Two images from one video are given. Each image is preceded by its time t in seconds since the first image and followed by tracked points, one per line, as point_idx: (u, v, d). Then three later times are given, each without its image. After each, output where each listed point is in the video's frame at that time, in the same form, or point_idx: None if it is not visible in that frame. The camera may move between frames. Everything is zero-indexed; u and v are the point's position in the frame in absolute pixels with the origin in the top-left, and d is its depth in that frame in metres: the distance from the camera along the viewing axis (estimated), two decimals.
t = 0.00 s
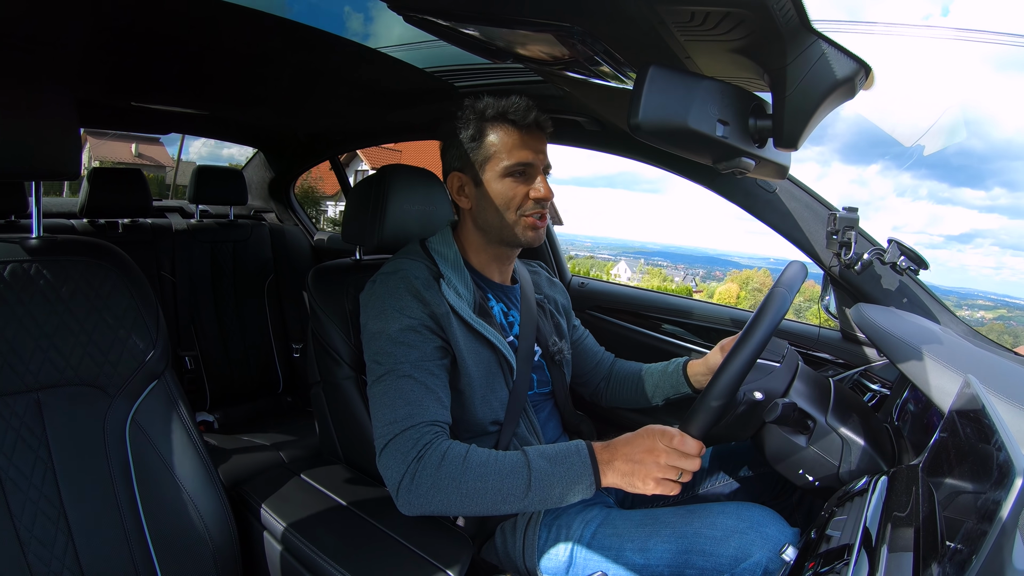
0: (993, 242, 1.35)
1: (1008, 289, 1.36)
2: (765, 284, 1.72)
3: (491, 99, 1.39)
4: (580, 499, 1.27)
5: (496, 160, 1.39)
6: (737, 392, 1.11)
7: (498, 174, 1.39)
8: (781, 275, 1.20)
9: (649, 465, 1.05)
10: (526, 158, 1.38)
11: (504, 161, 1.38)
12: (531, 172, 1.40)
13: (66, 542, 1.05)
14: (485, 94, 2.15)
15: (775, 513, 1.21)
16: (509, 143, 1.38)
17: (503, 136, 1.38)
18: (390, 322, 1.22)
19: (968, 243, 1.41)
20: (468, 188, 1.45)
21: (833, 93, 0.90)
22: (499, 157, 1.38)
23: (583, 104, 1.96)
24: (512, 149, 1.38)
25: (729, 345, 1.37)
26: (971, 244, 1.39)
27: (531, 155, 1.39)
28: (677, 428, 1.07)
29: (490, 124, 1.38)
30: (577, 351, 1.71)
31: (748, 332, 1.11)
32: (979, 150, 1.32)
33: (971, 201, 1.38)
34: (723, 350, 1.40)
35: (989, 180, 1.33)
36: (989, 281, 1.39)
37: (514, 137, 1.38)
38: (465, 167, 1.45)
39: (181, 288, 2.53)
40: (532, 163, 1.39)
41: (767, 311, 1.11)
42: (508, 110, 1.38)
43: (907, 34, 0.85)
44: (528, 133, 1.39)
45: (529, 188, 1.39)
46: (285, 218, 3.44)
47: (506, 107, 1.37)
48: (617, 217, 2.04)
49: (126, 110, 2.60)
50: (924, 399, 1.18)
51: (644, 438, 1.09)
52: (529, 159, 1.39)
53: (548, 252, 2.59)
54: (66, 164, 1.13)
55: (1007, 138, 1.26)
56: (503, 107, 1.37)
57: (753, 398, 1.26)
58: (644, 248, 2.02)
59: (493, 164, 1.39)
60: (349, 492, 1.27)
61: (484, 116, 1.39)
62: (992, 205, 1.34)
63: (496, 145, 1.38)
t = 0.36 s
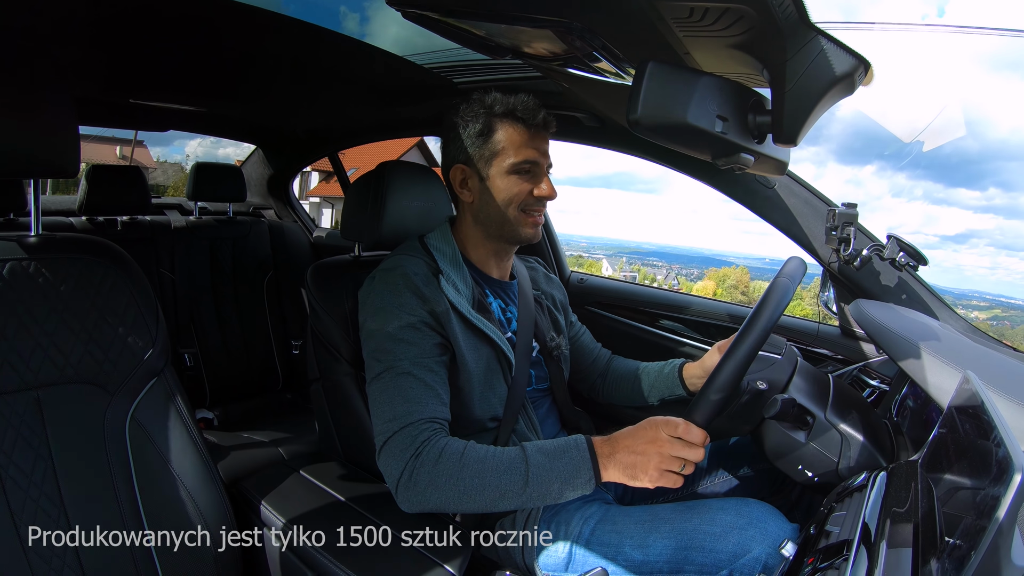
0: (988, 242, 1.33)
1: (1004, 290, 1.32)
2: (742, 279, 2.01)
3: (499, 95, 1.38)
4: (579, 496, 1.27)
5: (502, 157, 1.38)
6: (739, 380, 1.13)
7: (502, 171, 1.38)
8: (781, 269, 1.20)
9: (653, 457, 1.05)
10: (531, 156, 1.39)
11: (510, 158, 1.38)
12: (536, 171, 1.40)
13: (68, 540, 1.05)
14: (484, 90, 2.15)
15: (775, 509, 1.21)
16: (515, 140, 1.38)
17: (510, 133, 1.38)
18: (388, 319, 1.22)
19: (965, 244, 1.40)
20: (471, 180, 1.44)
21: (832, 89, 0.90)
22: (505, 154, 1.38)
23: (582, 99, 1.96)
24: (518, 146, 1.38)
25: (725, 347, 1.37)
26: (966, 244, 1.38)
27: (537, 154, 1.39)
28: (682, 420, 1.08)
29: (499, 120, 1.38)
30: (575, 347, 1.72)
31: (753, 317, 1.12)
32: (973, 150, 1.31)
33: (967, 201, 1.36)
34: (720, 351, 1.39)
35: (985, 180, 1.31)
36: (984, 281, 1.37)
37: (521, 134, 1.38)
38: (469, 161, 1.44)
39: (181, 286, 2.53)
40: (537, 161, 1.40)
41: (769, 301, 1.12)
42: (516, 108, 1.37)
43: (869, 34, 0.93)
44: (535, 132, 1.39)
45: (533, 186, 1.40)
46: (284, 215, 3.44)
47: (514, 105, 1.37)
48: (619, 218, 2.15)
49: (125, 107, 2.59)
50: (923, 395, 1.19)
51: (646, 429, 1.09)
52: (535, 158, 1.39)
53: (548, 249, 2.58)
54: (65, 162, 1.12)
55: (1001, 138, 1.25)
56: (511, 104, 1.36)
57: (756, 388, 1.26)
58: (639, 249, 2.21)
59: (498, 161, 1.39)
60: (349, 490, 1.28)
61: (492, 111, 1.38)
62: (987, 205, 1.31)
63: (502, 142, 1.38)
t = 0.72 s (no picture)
0: (984, 243, 1.34)
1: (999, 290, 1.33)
2: (719, 276, 2.09)
3: (491, 101, 1.39)
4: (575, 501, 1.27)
5: (494, 163, 1.38)
6: (736, 387, 1.12)
7: (495, 176, 1.38)
8: (778, 275, 1.20)
9: (652, 468, 1.05)
10: (523, 161, 1.38)
11: (502, 163, 1.38)
12: (529, 176, 1.39)
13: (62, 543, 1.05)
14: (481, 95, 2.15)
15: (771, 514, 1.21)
16: (507, 146, 1.37)
17: (502, 138, 1.37)
18: (386, 324, 1.22)
19: (959, 244, 1.41)
20: (465, 187, 1.44)
21: (829, 96, 0.90)
22: (497, 160, 1.38)
23: (579, 105, 1.97)
24: (510, 151, 1.37)
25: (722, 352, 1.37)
26: (963, 245, 1.40)
27: (529, 159, 1.39)
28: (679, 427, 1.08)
29: (491, 126, 1.37)
30: (570, 353, 1.72)
31: (750, 323, 1.11)
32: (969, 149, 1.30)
33: (963, 201, 1.38)
34: (717, 357, 1.39)
35: (980, 181, 1.33)
36: (981, 282, 1.38)
37: (513, 139, 1.37)
38: (462, 167, 1.44)
39: (177, 289, 2.52)
40: (530, 166, 1.39)
41: (766, 306, 1.12)
42: (507, 113, 1.37)
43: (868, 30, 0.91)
44: (527, 137, 1.39)
45: (526, 192, 1.39)
46: (281, 219, 3.41)
47: (505, 110, 1.36)
48: (618, 218, 2.21)
49: (123, 110, 2.59)
50: (919, 401, 1.18)
51: (642, 436, 1.08)
52: (527, 163, 1.38)
53: (544, 254, 2.58)
54: (61, 165, 1.12)
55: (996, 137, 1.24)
56: (503, 110, 1.36)
57: (753, 394, 1.25)
58: (636, 248, 2.25)
59: (491, 167, 1.38)
60: (344, 495, 1.27)
61: (483, 117, 1.38)
62: (983, 206, 1.33)
63: (494, 148, 1.38)
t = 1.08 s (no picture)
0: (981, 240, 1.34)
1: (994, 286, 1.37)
2: (697, 272, 2.07)
3: (478, 107, 1.40)
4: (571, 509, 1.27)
5: (485, 167, 1.40)
6: (732, 396, 1.12)
7: (487, 181, 1.40)
8: (774, 284, 1.21)
9: (642, 467, 1.04)
10: (513, 165, 1.40)
11: (493, 168, 1.39)
12: (520, 179, 1.41)
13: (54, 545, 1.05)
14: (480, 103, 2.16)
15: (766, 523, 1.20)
16: (497, 151, 1.39)
17: (491, 143, 1.39)
18: (384, 330, 1.22)
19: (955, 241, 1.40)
20: (457, 197, 1.45)
21: (828, 105, 0.90)
22: (488, 164, 1.40)
23: (577, 113, 1.98)
24: (500, 156, 1.39)
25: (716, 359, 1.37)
26: (958, 243, 1.38)
27: (520, 162, 1.40)
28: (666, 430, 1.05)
29: (479, 131, 1.39)
30: (568, 360, 1.73)
31: (747, 332, 1.12)
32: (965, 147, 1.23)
33: (959, 199, 1.38)
34: (713, 365, 1.40)
35: (975, 179, 1.33)
36: (977, 278, 1.40)
37: (502, 144, 1.39)
38: (454, 175, 1.46)
39: (173, 293, 2.51)
40: (520, 170, 1.41)
41: (762, 315, 1.13)
42: (494, 117, 1.38)
43: (869, 34, 0.77)
44: (516, 141, 1.40)
45: (519, 195, 1.41)
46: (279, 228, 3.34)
47: (493, 114, 1.38)
48: (615, 218, 2.19)
49: (121, 113, 2.59)
50: (915, 411, 1.19)
51: (637, 440, 1.07)
52: (517, 166, 1.40)
53: (540, 261, 2.59)
54: (59, 166, 1.12)
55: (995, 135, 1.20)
56: (490, 114, 1.37)
57: (748, 403, 1.26)
58: (633, 246, 2.21)
59: (482, 172, 1.40)
60: (338, 501, 1.27)
61: (472, 123, 1.40)
62: (979, 203, 1.35)
63: (485, 152, 1.40)
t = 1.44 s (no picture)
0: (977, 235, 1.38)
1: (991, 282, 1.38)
2: (677, 265, 2.17)
3: (477, 107, 1.40)
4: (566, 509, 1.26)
5: (479, 167, 1.40)
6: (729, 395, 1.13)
7: (480, 181, 1.40)
8: (769, 286, 1.21)
9: (643, 430, 0.98)
10: (507, 165, 1.40)
11: (487, 168, 1.40)
12: (514, 180, 1.42)
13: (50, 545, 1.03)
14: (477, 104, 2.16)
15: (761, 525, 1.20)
16: (493, 152, 1.40)
17: (487, 144, 1.40)
18: (379, 331, 1.22)
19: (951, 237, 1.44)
20: (452, 194, 1.45)
21: (823, 106, 0.91)
22: (483, 164, 1.40)
23: (573, 115, 1.98)
24: (496, 156, 1.40)
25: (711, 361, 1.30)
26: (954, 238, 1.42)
27: (515, 162, 1.41)
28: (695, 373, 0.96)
29: (475, 131, 1.40)
30: (564, 360, 1.70)
31: (738, 338, 1.13)
32: (960, 143, 1.25)
33: (955, 194, 1.40)
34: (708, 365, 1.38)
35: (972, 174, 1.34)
36: (971, 274, 1.42)
37: (498, 146, 1.40)
38: (450, 174, 1.46)
39: (168, 293, 2.51)
40: (514, 171, 1.41)
41: (758, 317, 1.13)
42: (493, 118, 1.39)
43: (864, 32, 0.77)
44: (512, 142, 1.41)
45: (510, 195, 1.41)
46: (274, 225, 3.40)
47: (491, 115, 1.38)
48: (609, 214, 2.26)
49: (118, 113, 2.58)
50: (911, 413, 1.20)
51: (628, 396, 1.00)
52: (511, 167, 1.41)
53: (536, 262, 2.59)
54: (56, 167, 1.12)
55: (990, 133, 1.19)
56: (489, 115, 1.38)
57: (744, 405, 1.23)
58: (629, 242, 2.27)
59: (476, 172, 1.41)
60: (334, 502, 1.27)
61: (470, 124, 1.40)
62: (976, 199, 1.36)
63: (480, 152, 1.40)
